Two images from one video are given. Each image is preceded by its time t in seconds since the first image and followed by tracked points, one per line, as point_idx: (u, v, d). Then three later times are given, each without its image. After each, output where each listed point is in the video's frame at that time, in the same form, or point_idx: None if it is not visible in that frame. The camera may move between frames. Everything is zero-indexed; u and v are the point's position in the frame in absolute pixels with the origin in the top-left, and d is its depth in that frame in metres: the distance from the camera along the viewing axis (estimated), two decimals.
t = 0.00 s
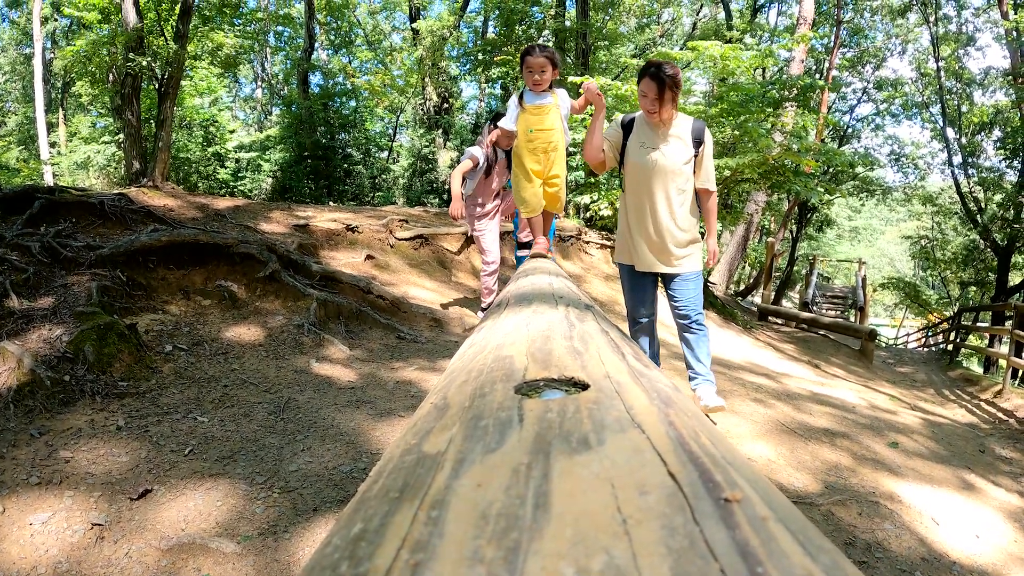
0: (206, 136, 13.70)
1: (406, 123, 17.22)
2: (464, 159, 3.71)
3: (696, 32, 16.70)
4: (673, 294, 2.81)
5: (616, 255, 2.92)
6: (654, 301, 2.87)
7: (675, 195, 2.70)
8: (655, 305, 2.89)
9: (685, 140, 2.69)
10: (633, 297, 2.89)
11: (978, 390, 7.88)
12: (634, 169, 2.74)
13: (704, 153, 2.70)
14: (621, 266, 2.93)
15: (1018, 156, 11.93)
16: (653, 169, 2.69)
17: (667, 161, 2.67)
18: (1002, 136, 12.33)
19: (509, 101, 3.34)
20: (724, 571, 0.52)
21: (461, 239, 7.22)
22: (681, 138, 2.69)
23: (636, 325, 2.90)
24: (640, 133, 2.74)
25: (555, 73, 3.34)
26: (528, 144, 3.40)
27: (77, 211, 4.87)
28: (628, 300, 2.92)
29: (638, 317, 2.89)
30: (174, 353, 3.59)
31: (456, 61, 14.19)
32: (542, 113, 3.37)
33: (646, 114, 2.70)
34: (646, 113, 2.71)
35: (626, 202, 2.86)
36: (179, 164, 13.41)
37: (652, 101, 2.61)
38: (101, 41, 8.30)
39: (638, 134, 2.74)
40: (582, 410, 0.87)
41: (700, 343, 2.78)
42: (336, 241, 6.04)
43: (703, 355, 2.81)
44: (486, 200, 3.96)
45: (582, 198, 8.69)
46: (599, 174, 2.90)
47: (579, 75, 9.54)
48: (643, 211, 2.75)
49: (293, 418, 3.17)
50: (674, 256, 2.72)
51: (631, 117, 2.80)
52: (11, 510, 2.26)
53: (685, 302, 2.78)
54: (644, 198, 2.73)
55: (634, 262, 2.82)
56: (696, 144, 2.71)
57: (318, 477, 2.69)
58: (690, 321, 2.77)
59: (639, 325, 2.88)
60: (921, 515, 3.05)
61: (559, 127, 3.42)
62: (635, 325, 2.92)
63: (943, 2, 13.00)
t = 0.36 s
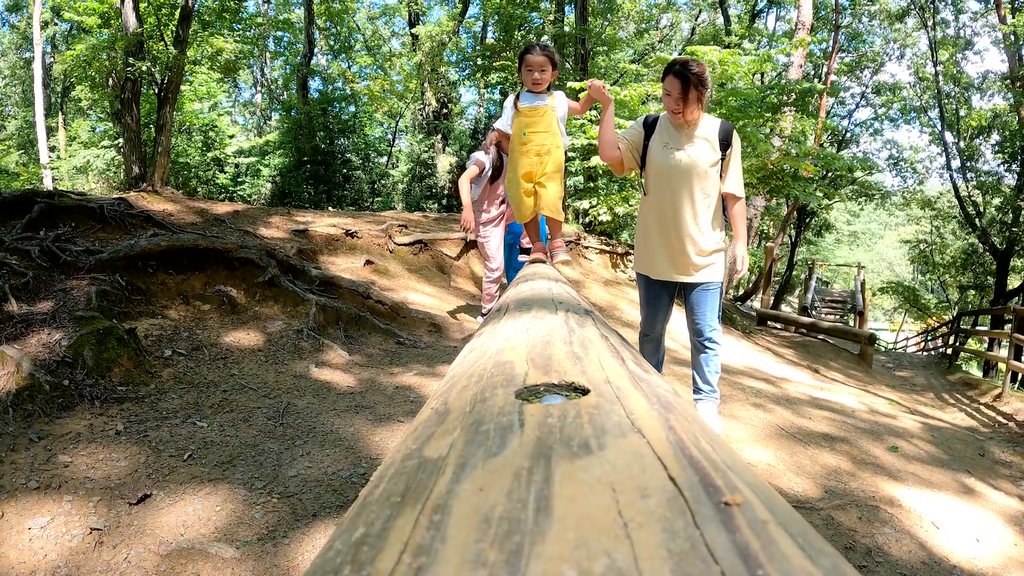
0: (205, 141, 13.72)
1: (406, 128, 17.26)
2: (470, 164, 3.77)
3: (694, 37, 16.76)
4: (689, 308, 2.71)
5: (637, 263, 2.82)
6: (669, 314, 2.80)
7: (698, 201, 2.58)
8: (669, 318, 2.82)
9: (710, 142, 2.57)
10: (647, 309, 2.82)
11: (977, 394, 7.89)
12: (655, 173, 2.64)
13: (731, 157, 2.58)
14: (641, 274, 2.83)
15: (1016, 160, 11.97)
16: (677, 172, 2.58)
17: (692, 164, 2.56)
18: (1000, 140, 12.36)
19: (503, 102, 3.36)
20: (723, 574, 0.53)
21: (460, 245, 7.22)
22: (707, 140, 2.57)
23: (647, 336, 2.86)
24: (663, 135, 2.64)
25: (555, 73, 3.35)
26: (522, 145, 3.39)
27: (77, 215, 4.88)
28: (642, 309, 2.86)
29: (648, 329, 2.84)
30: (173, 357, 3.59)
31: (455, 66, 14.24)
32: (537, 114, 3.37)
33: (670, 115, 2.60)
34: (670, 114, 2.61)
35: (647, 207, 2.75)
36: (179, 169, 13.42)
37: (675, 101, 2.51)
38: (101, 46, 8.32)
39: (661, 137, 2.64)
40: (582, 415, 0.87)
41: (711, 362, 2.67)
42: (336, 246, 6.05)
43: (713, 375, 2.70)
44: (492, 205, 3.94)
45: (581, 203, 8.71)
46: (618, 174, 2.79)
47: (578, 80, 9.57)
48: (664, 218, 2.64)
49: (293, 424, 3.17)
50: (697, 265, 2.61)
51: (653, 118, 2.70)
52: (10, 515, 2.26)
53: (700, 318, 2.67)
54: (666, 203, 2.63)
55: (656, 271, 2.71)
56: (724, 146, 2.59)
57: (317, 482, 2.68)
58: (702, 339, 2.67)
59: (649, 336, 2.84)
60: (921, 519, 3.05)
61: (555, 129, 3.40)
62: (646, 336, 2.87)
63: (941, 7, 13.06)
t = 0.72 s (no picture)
0: (205, 142, 13.75)
1: (406, 130, 17.28)
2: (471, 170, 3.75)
3: (694, 39, 16.80)
4: (709, 315, 2.67)
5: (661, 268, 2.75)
6: (686, 320, 2.78)
7: (726, 202, 2.51)
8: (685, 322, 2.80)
9: (737, 141, 2.51)
10: (665, 314, 2.79)
11: (977, 395, 7.89)
12: (680, 175, 2.58)
13: (760, 154, 2.52)
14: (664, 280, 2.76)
15: (1016, 161, 11.99)
16: (704, 173, 2.51)
17: (719, 164, 2.49)
18: (1000, 141, 12.37)
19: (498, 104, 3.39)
20: None
21: (460, 247, 7.23)
22: (733, 139, 2.51)
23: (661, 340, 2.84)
24: (687, 134, 2.58)
25: (555, 70, 3.33)
26: (518, 147, 3.41)
27: (77, 217, 4.89)
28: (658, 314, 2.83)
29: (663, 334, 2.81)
30: (173, 360, 3.59)
31: (455, 68, 14.27)
32: (534, 115, 3.37)
33: (694, 113, 2.54)
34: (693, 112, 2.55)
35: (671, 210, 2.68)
36: (179, 171, 13.44)
37: (700, 98, 2.45)
38: (102, 48, 8.33)
39: (684, 136, 2.58)
40: (582, 417, 0.87)
41: (724, 370, 2.66)
42: (336, 248, 6.05)
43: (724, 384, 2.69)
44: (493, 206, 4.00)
45: (581, 205, 8.71)
46: (640, 176, 2.72)
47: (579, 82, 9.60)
48: (691, 221, 2.57)
49: (292, 426, 3.17)
50: (725, 269, 2.54)
51: (675, 117, 2.64)
52: (10, 517, 2.26)
53: (719, 325, 2.64)
54: (693, 206, 2.56)
55: (681, 276, 2.65)
56: (750, 144, 2.53)
57: (317, 485, 2.68)
58: (718, 347, 2.65)
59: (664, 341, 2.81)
60: (922, 521, 3.05)
61: (553, 130, 3.38)
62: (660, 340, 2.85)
63: (940, 9, 13.10)
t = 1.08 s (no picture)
0: (206, 145, 13.76)
1: (406, 133, 17.30)
2: (465, 175, 3.92)
3: (694, 42, 16.81)
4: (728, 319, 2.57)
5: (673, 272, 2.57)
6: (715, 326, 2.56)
7: (749, 203, 2.44)
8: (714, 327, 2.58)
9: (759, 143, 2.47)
10: (702, 320, 2.50)
11: (977, 397, 7.89)
12: (700, 172, 2.44)
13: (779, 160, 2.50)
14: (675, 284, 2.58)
15: (1015, 163, 12.00)
16: (726, 172, 2.42)
17: (741, 164, 2.42)
18: (1000, 143, 12.37)
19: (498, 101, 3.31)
20: None
21: (460, 249, 7.23)
22: (754, 140, 2.47)
23: (697, 350, 2.53)
24: (706, 132, 2.47)
25: (561, 65, 3.27)
26: (518, 145, 3.33)
27: (77, 219, 4.89)
28: (690, 320, 2.53)
29: (705, 342, 2.51)
30: (173, 362, 3.59)
31: (455, 71, 14.29)
32: (537, 113, 3.30)
33: (714, 111, 2.45)
34: (713, 110, 2.47)
35: (685, 211, 2.54)
36: (179, 173, 13.44)
37: (726, 95, 2.38)
38: (101, 50, 8.32)
39: (703, 133, 2.47)
40: (581, 420, 0.87)
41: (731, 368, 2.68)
42: (336, 250, 6.05)
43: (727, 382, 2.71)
44: (494, 210, 4.03)
45: (581, 208, 8.71)
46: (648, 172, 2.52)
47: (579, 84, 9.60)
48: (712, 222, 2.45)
49: (292, 428, 3.16)
50: (744, 272, 2.44)
51: (689, 114, 2.53)
52: (9, 519, 2.26)
53: (739, 325, 2.59)
54: (713, 205, 2.44)
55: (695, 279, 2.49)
56: (769, 148, 2.50)
57: (317, 487, 2.68)
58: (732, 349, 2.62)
59: (703, 350, 2.52)
60: (922, 523, 3.04)
61: (556, 130, 3.32)
62: (692, 350, 2.55)
63: (939, 11, 13.12)
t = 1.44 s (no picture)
0: (206, 147, 13.79)
1: (406, 134, 17.30)
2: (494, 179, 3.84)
3: (694, 44, 16.83)
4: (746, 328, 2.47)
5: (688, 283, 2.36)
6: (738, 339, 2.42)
7: (770, 208, 2.34)
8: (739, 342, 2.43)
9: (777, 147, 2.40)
10: (733, 335, 2.35)
11: (977, 398, 7.89)
12: (722, 174, 2.29)
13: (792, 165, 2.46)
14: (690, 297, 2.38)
15: (1015, 164, 12.00)
16: (747, 176, 2.30)
17: (762, 167, 2.32)
18: (1000, 144, 12.38)
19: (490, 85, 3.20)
20: None
21: (460, 251, 7.24)
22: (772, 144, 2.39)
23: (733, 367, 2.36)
24: (723, 132, 2.34)
25: (560, 46, 3.18)
26: (518, 132, 3.18)
27: (77, 220, 4.89)
28: (722, 338, 2.35)
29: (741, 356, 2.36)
30: (173, 363, 3.59)
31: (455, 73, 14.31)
32: (536, 95, 3.17)
33: (733, 110, 2.33)
34: (731, 109, 2.35)
35: (700, 216, 2.36)
36: (179, 175, 13.45)
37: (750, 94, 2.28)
38: (102, 52, 8.33)
39: (721, 134, 2.33)
40: (583, 422, 0.87)
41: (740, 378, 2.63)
42: (336, 252, 6.06)
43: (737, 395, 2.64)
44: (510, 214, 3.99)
45: (582, 210, 8.71)
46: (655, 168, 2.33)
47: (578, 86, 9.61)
48: (733, 228, 2.29)
49: (293, 430, 3.16)
50: (765, 283, 2.32)
51: (702, 113, 2.38)
52: (9, 520, 2.26)
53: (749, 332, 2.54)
54: (736, 211, 2.29)
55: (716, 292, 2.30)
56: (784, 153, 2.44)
57: (317, 489, 2.68)
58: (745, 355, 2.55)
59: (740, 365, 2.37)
60: (922, 524, 3.04)
61: (556, 114, 3.19)
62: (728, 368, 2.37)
63: (939, 12, 13.14)
